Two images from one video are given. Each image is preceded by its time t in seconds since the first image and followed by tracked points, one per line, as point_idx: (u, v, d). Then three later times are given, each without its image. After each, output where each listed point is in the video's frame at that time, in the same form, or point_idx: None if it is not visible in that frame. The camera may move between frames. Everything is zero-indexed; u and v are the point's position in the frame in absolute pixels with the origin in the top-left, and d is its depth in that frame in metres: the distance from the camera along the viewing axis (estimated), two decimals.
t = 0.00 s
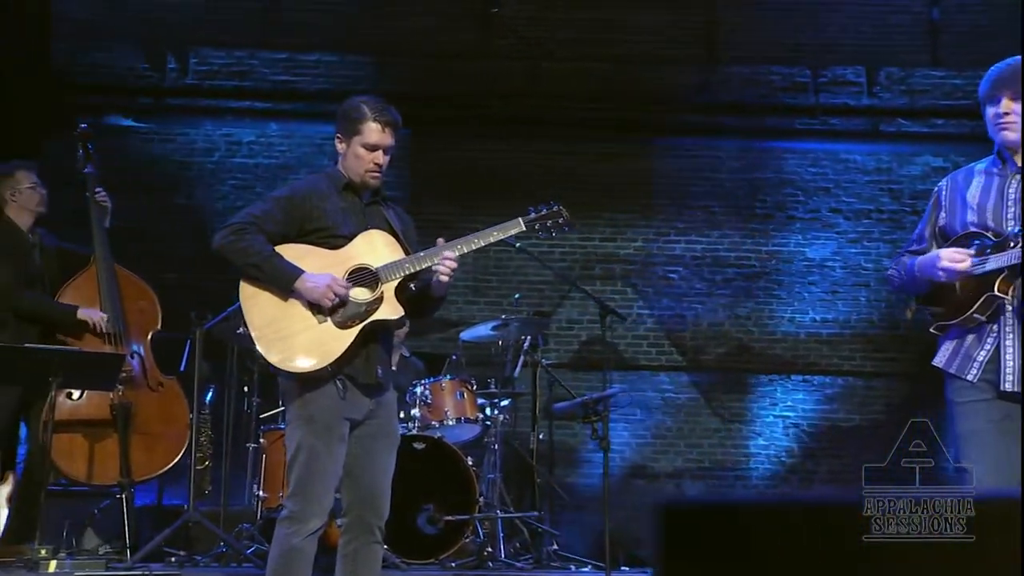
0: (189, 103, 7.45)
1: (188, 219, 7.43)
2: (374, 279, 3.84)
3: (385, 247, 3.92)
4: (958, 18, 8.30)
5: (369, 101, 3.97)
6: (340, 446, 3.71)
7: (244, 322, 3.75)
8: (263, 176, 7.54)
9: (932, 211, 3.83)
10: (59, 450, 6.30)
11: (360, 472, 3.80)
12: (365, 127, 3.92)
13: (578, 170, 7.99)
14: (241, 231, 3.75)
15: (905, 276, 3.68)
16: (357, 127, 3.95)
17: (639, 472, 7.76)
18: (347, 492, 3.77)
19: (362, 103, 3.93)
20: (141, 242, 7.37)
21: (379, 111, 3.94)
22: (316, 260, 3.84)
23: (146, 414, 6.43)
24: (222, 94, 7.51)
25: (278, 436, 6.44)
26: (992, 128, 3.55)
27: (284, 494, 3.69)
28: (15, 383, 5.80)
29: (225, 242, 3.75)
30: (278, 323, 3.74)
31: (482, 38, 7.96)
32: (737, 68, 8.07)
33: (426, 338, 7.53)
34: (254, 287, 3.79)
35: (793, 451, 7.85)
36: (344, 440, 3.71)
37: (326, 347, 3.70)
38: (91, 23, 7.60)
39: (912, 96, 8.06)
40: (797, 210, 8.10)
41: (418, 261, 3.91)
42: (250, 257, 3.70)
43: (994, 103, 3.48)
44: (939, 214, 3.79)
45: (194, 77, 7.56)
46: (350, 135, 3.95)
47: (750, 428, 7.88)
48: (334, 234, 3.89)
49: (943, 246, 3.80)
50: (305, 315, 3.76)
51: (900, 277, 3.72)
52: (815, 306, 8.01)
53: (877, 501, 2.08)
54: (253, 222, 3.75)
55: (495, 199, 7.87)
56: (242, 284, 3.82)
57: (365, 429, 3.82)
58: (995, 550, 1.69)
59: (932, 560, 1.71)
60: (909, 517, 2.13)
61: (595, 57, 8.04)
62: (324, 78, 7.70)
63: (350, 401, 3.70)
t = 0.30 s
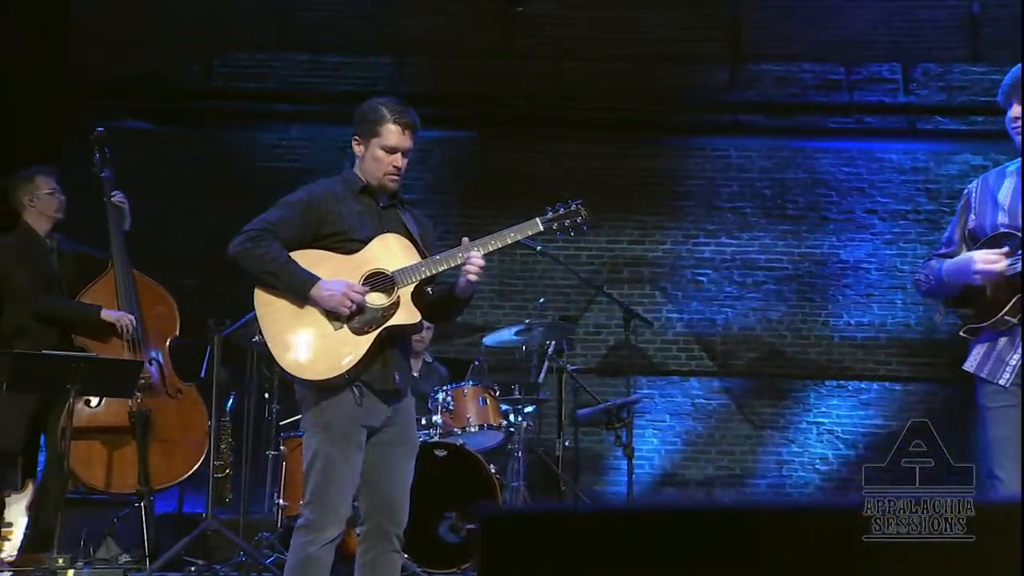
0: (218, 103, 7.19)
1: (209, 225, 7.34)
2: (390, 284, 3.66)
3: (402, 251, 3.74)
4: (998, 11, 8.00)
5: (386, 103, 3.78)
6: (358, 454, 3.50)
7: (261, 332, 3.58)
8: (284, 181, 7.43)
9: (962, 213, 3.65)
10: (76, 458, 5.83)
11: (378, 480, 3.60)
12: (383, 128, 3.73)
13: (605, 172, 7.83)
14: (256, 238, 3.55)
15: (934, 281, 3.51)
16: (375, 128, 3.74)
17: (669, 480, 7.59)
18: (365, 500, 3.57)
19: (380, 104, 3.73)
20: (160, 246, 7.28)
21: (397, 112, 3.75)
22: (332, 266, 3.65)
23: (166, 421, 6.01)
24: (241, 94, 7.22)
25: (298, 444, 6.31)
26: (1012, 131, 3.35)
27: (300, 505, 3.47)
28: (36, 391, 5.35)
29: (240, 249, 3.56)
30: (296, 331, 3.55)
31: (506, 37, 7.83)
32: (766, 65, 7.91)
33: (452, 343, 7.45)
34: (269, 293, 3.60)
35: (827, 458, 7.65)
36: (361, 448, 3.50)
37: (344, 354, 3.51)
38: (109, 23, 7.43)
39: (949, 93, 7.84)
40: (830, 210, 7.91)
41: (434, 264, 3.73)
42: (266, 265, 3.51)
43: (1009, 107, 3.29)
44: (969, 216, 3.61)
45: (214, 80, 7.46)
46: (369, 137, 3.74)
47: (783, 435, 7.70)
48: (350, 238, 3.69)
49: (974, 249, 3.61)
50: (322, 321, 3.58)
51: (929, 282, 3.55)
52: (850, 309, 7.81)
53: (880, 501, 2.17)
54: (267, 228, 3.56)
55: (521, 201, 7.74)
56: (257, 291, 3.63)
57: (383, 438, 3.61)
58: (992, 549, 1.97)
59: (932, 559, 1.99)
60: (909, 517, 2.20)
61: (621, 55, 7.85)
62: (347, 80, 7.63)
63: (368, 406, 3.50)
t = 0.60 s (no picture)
0: (242, 106, 7.04)
1: (233, 229, 7.28)
2: (408, 288, 3.59)
3: (420, 255, 3.65)
4: None
5: (403, 105, 3.74)
6: (377, 460, 3.46)
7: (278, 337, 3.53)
8: (308, 184, 7.35)
9: (992, 213, 3.47)
10: (96, 466, 5.60)
11: (398, 486, 3.56)
12: (404, 130, 3.69)
13: (634, 173, 7.67)
14: (272, 243, 3.53)
15: (963, 284, 3.34)
16: (396, 131, 3.70)
17: (700, 487, 7.41)
18: (384, 507, 3.53)
19: (398, 106, 3.70)
20: (182, 251, 7.22)
21: (416, 113, 3.72)
22: (348, 270, 3.59)
23: (186, 427, 5.77)
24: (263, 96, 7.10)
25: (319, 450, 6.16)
26: None
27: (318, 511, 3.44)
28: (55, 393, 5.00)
29: (257, 254, 3.54)
30: (313, 335, 3.50)
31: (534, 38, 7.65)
32: (802, 63, 7.69)
33: (478, 348, 7.33)
34: (286, 297, 3.56)
35: (864, 465, 7.46)
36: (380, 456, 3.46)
37: (360, 359, 3.44)
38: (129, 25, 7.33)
39: (992, 89, 7.60)
40: (866, 211, 7.71)
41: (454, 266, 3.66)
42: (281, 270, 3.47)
43: None
44: (1000, 216, 3.43)
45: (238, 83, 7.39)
46: (390, 140, 3.69)
47: (818, 441, 7.50)
48: (367, 242, 3.63)
49: (1005, 251, 3.44)
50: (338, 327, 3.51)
51: (958, 285, 3.38)
52: (888, 312, 7.61)
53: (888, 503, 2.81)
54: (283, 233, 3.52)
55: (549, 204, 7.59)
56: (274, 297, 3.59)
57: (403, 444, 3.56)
58: (995, 549, 2.21)
59: (935, 557, 2.26)
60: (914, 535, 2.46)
61: (651, 54, 7.68)
62: (371, 81, 7.48)
63: (388, 413, 3.45)
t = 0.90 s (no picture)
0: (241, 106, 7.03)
1: (256, 232, 7.20)
2: (424, 290, 3.42)
3: (437, 257, 3.48)
4: None
5: (422, 103, 3.61)
6: (395, 467, 3.27)
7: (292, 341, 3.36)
8: (332, 186, 7.26)
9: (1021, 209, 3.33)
10: (116, 472, 5.45)
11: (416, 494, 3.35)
12: (423, 128, 3.55)
13: (662, 173, 7.51)
14: (287, 245, 3.37)
15: (992, 282, 3.20)
16: (414, 130, 3.56)
17: (733, 494, 7.23)
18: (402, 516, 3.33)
19: (418, 104, 3.56)
20: (204, 254, 7.15)
21: (436, 112, 3.58)
22: (364, 273, 3.42)
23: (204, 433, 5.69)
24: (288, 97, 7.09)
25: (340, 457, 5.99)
26: None
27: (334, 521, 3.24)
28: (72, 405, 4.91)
29: (271, 257, 3.38)
30: (329, 341, 3.33)
31: (560, 35, 7.42)
32: (833, 59, 7.51)
33: (504, 352, 7.26)
34: (301, 302, 3.39)
35: (900, 472, 7.26)
36: (398, 460, 3.26)
37: (378, 362, 3.27)
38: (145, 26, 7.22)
39: None
40: (902, 210, 7.52)
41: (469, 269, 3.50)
42: (297, 273, 3.32)
43: None
44: None
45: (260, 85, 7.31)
46: (408, 139, 3.55)
47: (853, 446, 7.31)
48: (384, 244, 3.46)
49: None
50: (354, 330, 3.35)
51: (986, 283, 3.24)
52: (925, 313, 7.41)
53: (878, 503, 1.84)
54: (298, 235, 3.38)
55: (574, 204, 7.43)
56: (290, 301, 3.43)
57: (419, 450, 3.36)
58: (999, 551, 1.61)
59: (935, 566, 1.61)
60: (909, 516, 1.90)
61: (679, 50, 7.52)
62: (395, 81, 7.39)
63: (406, 418, 3.27)
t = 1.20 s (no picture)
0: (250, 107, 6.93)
1: (277, 233, 7.10)
2: (441, 292, 3.29)
3: (455, 258, 3.36)
4: None
5: (439, 103, 3.46)
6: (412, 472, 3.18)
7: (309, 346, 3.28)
8: (354, 186, 7.15)
9: None
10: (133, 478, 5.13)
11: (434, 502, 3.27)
12: (439, 127, 3.41)
13: (692, 171, 7.33)
14: (301, 248, 3.27)
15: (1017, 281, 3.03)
16: (429, 129, 3.41)
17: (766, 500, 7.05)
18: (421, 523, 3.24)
19: (434, 102, 3.40)
20: (224, 255, 7.06)
21: (451, 110, 3.42)
22: (379, 276, 3.31)
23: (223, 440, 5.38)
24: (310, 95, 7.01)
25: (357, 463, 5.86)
26: None
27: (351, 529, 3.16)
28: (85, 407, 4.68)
29: (286, 260, 3.28)
30: (343, 345, 3.23)
31: (587, 31, 7.31)
32: (868, 52, 7.29)
33: (529, 355, 7.10)
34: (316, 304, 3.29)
35: (939, 478, 7.05)
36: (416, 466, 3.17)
37: (393, 365, 3.17)
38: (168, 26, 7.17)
39: None
40: (940, 208, 7.29)
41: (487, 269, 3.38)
42: (312, 276, 3.23)
43: None
44: None
45: (281, 84, 7.20)
46: (423, 138, 3.40)
47: (889, 451, 7.12)
48: (400, 247, 3.35)
49: None
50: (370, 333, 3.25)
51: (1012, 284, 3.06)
52: (964, 314, 7.19)
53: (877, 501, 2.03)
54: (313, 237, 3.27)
55: (601, 203, 7.26)
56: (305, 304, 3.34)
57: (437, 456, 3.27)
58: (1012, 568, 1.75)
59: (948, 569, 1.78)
60: (910, 516, 2.06)
61: (709, 45, 7.32)
62: (418, 79, 7.25)
63: (422, 422, 3.16)
